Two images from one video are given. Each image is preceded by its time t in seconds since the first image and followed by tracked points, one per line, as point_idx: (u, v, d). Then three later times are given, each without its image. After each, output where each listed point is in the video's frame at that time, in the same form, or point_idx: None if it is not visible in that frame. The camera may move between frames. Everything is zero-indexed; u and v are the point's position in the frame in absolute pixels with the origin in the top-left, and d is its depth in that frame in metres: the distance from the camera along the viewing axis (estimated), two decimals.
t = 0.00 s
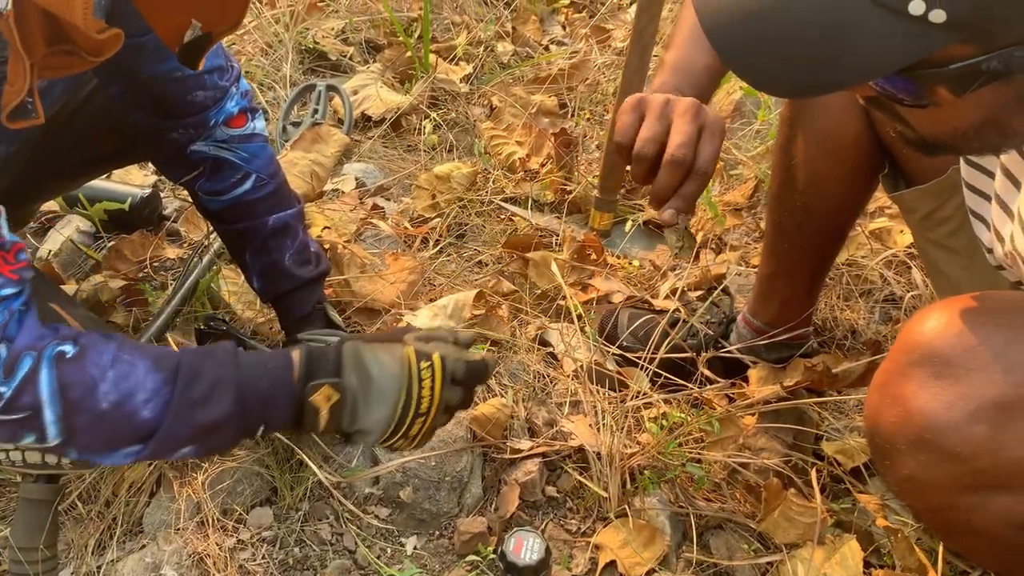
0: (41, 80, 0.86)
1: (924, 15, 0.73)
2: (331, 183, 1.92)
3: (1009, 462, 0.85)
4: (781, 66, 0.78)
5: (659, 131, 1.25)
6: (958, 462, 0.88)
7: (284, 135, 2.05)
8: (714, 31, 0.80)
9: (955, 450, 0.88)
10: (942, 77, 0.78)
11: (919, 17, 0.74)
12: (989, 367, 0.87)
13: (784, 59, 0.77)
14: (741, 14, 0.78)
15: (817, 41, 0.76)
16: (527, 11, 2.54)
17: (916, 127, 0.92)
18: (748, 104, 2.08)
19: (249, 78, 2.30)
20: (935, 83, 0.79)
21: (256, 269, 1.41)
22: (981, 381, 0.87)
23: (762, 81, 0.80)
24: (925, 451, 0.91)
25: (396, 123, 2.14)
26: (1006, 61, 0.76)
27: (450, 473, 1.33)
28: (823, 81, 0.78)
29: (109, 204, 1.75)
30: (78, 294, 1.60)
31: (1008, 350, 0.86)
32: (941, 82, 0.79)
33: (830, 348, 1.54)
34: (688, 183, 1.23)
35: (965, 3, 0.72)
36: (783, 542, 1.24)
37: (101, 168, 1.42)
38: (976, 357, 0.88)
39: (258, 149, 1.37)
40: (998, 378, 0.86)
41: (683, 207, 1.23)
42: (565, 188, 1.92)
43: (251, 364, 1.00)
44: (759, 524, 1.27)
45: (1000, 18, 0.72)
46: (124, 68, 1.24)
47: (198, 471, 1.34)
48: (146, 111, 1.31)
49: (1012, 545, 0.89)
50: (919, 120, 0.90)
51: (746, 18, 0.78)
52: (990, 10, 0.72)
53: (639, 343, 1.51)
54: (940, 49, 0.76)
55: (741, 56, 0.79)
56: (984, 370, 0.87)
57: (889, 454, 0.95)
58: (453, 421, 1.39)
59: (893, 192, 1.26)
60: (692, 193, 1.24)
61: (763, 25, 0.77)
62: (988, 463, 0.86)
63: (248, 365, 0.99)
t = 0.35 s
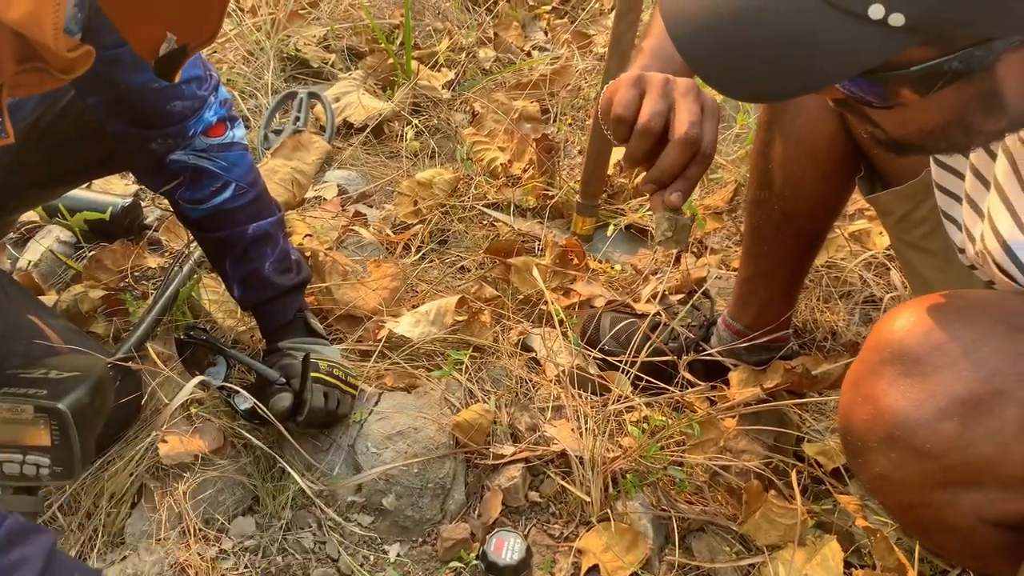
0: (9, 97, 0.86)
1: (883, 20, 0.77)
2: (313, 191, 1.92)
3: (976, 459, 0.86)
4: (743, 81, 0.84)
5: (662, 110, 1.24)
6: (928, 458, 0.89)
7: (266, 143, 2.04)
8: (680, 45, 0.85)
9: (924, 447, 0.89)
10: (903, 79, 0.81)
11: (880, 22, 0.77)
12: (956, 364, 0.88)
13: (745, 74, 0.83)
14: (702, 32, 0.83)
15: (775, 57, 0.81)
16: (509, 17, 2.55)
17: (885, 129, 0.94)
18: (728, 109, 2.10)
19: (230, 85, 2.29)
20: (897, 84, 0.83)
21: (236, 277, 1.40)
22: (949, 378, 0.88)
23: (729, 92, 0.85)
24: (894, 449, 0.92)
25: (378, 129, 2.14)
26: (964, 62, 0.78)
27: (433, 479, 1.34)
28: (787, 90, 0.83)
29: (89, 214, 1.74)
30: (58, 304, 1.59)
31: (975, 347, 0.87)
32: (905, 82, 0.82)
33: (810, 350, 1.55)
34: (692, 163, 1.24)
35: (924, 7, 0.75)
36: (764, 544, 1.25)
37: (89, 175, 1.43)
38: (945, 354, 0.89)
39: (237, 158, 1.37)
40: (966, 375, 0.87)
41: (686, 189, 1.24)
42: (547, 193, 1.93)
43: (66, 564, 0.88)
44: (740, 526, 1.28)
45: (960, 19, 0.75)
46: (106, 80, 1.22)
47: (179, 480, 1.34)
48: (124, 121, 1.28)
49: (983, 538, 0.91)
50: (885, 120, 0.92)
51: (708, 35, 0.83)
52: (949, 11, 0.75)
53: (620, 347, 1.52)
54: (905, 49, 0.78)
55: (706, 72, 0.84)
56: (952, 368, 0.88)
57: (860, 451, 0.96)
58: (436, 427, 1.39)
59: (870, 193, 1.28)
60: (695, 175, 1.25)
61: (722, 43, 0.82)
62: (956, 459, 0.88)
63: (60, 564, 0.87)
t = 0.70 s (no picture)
0: None
1: (857, 21, 0.78)
2: (299, 198, 1.92)
3: (952, 457, 0.88)
4: (722, 86, 0.84)
5: (651, 112, 1.24)
6: (906, 457, 0.91)
7: (252, 149, 2.04)
8: (659, 47, 0.86)
9: (901, 445, 0.91)
10: (878, 80, 0.82)
11: (853, 23, 0.78)
12: (932, 363, 0.90)
13: (723, 77, 0.83)
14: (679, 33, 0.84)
15: (753, 59, 0.81)
16: (495, 24, 2.56)
17: (862, 130, 0.94)
18: (712, 113, 2.11)
19: (216, 93, 2.29)
20: (873, 86, 0.83)
21: (220, 285, 1.40)
22: (926, 377, 0.90)
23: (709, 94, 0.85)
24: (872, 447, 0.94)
25: (364, 136, 2.14)
26: (936, 63, 0.79)
27: (419, 485, 1.34)
28: (766, 90, 0.83)
29: (74, 222, 1.73)
30: (42, 313, 1.58)
31: (950, 346, 0.89)
32: (880, 84, 0.83)
33: (795, 351, 1.56)
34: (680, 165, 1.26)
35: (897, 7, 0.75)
36: (749, 545, 1.26)
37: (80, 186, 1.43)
38: (921, 353, 0.91)
39: (220, 166, 1.37)
40: (942, 374, 0.89)
41: (673, 191, 1.26)
42: (533, 198, 1.93)
43: None
44: (725, 527, 1.28)
45: (932, 20, 0.76)
46: (91, 95, 1.24)
47: (165, 488, 1.33)
48: (104, 131, 1.29)
49: (960, 535, 0.92)
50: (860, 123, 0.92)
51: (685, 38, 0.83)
52: (921, 12, 0.76)
53: (605, 350, 1.53)
54: (878, 50, 0.79)
55: (684, 75, 0.85)
56: (928, 367, 0.90)
57: (839, 450, 0.98)
58: (421, 432, 1.39)
59: (850, 196, 1.29)
60: (683, 176, 1.27)
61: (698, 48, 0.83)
62: (933, 457, 0.89)
63: None
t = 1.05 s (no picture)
0: None
1: (825, 39, 0.80)
2: (284, 210, 1.92)
3: (923, 464, 0.91)
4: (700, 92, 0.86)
5: (629, 127, 1.25)
6: (880, 466, 0.93)
7: (237, 162, 2.04)
8: (634, 62, 0.88)
9: (875, 454, 0.93)
10: (847, 96, 0.83)
11: (821, 41, 0.80)
12: (901, 374, 0.93)
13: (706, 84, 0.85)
14: (663, 39, 0.86)
15: (733, 67, 0.84)
16: (480, 35, 2.56)
17: (833, 144, 0.95)
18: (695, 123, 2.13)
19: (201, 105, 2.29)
20: (843, 102, 0.84)
21: (204, 299, 1.41)
22: (896, 387, 0.93)
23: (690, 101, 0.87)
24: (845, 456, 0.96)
25: (349, 148, 2.14)
26: (905, 79, 0.80)
27: (403, 498, 1.34)
28: (746, 100, 0.85)
29: (58, 237, 1.73)
30: (26, 328, 1.58)
31: (919, 356, 0.93)
32: (849, 99, 0.84)
33: (777, 360, 1.57)
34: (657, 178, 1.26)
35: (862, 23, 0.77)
36: (731, 554, 1.27)
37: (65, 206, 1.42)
38: (890, 365, 0.94)
39: (205, 182, 1.37)
40: (911, 384, 0.92)
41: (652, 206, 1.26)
42: (518, 209, 1.94)
43: None
44: (707, 537, 1.29)
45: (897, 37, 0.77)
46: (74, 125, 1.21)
47: (148, 504, 1.33)
48: (92, 160, 1.26)
49: (930, 540, 0.96)
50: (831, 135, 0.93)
51: (668, 45, 0.86)
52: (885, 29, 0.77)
53: (588, 360, 1.54)
54: (846, 66, 0.81)
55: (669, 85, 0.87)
56: (898, 377, 0.93)
57: (813, 461, 1.00)
58: (405, 444, 1.40)
59: (827, 207, 1.30)
60: (661, 190, 1.27)
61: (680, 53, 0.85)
62: (906, 465, 0.92)
63: None
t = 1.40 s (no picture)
0: None
1: (796, 40, 0.80)
2: (271, 217, 1.92)
3: (896, 462, 0.93)
4: (668, 92, 0.87)
5: (579, 134, 1.27)
6: (854, 465, 0.96)
7: (225, 169, 2.04)
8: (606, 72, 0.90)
9: (849, 453, 0.96)
10: (821, 97, 0.84)
11: (792, 42, 0.81)
12: (874, 372, 0.96)
13: (676, 89, 0.86)
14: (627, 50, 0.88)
15: (700, 71, 0.85)
16: (469, 41, 2.57)
17: (808, 146, 0.96)
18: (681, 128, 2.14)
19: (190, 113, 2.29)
20: (817, 104, 0.85)
21: (193, 304, 1.41)
22: (870, 386, 0.95)
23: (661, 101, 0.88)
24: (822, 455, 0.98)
25: (337, 154, 2.14)
26: (880, 79, 0.81)
27: (390, 503, 1.34)
28: (714, 104, 0.86)
29: (45, 245, 1.73)
30: (11, 337, 1.58)
31: (893, 355, 0.95)
32: (822, 101, 0.85)
33: (763, 363, 1.58)
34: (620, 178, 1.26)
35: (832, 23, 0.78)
36: (716, 556, 1.27)
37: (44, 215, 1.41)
38: (865, 363, 0.97)
39: (195, 189, 1.37)
40: (884, 383, 0.95)
41: (618, 206, 1.25)
42: (505, 214, 1.95)
43: None
44: (693, 539, 1.30)
45: (868, 37, 0.78)
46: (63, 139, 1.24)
47: (134, 511, 1.33)
48: (83, 173, 1.28)
49: (906, 539, 0.97)
50: (805, 137, 0.94)
51: (643, 44, 0.87)
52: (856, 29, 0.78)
53: (576, 364, 1.54)
54: (820, 67, 0.81)
55: (636, 92, 0.88)
56: (873, 376, 0.96)
57: (791, 461, 1.03)
58: (392, 450, 1.40)
59: (810, 211, 1.31)
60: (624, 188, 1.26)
61: (654, 52, 0.87)
62: (879, 464, 0.94)
63: None
